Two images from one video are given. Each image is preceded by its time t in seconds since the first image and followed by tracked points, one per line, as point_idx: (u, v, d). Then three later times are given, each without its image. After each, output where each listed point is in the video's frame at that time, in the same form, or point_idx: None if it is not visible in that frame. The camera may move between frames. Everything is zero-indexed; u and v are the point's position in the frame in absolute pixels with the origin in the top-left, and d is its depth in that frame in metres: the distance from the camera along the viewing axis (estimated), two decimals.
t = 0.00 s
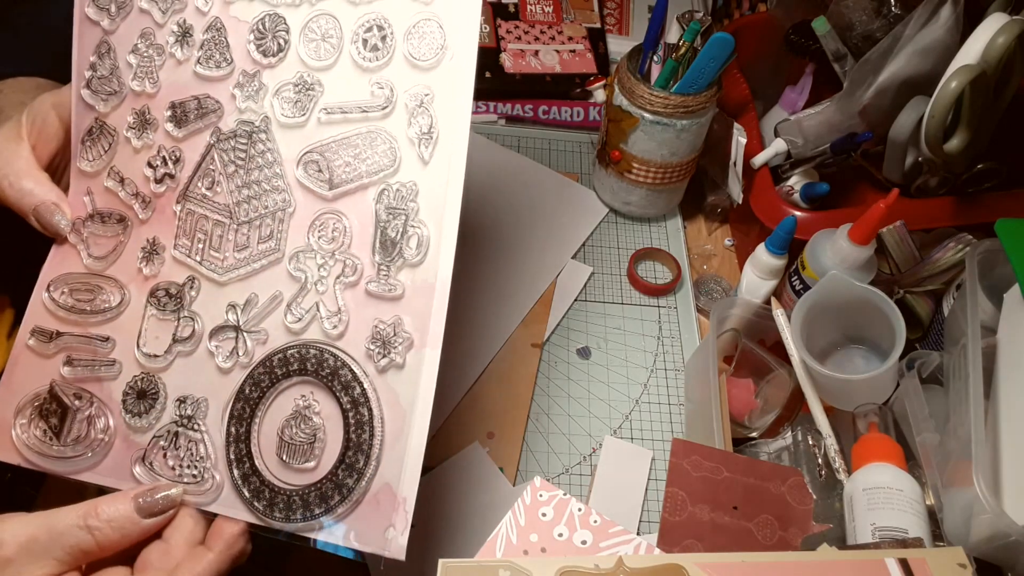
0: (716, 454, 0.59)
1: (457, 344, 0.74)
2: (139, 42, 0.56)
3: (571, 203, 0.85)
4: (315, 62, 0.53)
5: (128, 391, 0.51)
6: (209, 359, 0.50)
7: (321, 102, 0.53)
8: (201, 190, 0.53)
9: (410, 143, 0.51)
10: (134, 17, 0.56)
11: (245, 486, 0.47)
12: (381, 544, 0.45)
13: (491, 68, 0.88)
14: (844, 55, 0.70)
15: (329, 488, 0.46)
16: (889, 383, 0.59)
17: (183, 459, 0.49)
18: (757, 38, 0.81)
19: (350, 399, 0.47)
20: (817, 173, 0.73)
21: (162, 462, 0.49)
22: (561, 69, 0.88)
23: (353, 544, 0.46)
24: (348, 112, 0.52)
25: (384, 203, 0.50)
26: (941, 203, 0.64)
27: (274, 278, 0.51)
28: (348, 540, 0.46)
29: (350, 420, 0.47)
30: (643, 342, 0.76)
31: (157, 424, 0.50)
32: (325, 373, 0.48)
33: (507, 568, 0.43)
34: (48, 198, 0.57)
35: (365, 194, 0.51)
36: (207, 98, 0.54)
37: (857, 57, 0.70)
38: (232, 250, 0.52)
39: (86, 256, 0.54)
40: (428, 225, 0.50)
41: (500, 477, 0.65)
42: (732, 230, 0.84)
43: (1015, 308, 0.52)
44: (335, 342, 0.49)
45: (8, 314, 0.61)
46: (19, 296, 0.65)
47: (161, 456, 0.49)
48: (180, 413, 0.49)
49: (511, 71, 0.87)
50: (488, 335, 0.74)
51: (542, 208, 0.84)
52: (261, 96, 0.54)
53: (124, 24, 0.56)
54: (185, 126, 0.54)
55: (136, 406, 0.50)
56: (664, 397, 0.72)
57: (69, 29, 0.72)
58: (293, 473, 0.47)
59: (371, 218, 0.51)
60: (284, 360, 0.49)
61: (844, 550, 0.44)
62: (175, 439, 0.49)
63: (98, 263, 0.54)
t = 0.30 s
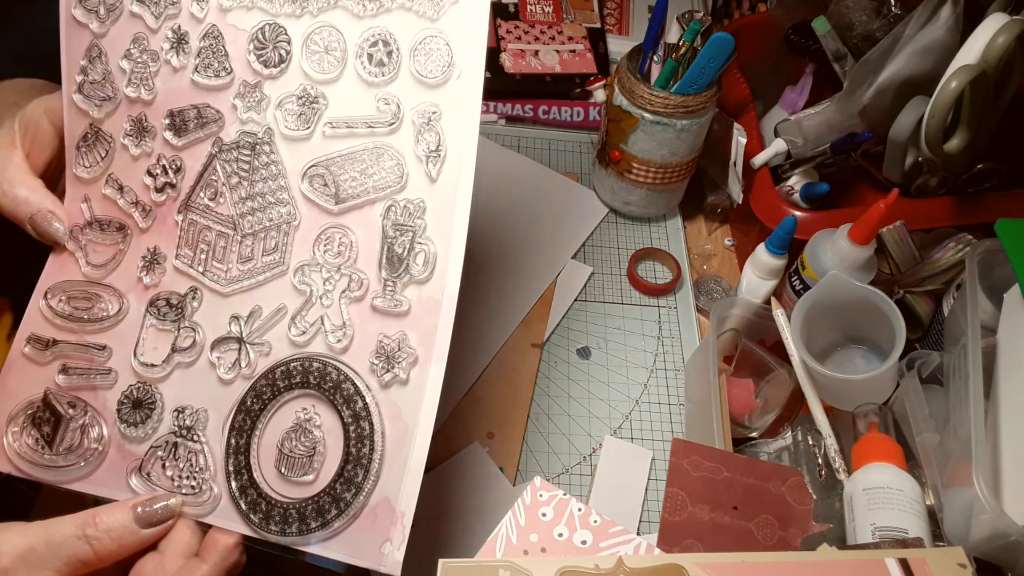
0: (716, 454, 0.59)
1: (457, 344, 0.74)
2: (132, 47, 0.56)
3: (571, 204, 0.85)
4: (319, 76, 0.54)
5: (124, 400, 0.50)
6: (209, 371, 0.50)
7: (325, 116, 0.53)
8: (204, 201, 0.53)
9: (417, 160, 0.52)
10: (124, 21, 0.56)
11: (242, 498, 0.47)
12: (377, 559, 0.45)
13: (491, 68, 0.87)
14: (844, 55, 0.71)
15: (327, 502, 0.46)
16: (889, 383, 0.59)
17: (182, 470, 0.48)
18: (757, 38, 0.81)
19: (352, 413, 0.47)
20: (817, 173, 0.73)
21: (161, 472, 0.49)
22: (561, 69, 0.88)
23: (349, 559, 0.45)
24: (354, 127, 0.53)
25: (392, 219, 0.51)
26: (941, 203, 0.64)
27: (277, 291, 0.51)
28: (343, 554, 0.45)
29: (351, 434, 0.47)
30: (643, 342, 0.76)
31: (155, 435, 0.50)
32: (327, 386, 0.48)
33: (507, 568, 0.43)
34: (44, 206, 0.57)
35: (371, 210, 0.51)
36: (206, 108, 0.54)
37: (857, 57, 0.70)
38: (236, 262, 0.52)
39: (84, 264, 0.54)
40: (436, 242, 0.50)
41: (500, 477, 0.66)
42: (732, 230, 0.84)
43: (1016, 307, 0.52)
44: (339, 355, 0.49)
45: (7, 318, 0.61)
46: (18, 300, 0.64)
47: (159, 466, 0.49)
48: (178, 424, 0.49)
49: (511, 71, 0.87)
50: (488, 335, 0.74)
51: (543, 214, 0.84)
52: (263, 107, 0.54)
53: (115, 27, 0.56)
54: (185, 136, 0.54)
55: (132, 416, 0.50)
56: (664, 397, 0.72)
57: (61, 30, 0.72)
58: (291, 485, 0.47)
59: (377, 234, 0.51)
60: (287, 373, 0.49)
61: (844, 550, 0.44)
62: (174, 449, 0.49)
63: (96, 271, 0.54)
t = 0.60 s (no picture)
0: (716, 454, 0.59)
1: (457, 344, 0.74)
2: (134, 46, 0.56)
3: (571, 204, 0.85)
4: (321, 74, 0.54)
5: (119, 394, 0.50)
6: (207, 365, 0.50)
7: (328, 113, 0.53)
8: (206, 198, 0.53)
9: (418, 157, 0.52)
10: (126, 20, 0.56)
11: (235, 491, 0.47)
12: (367, 552, 0.45)
13: (491, 68, 0.88)
14: (844, 55, 0.71)
15: (319, 495, 0.45)
16: (889, 383, 0.59)
17: (176, 464, 0.48)
18: (757, 38, 0.81)
19: (347, 406, 0.47)
20: (817, 173, 0.73)
21: (155, 466, 0.49)
22: (561, 69, 0.88)
23: (339, 553, 0.45)
24: (356, 124, 0.53)
25: (391, 215, 0.51)
26: (941, 203, 0.64)
27: (277, 286, 0.51)
28: (332, 548, 0.45)
29: (345, 427, 0.47)
30: (643, 342, 0.76)
31: (151, 428, 0.50)
32: (323, 380, 0.48)
33: (507, 568, 0.43)
34: (50, 205, 0.56)
35: (371, 206, 0.51)
36: (210, 106, 0.54)
37: (857, 57, 0.70)
38: (237, 258, 0.52)
39: (86, 260, 0.54)
40: (435, 237, 0.50)
41: (500, 477, 0.66)
42: (732, 230, 0.84)
43: (1016, 307, 0.52)
44: (336, 350, 0.49)
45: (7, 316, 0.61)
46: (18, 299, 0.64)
47: (153, 460, 0.49)
48: (174, 418, 0.49)
49: (511, 71, 0.87)
50: (488, 335, 0.74)
51: (544, 214, 0.84)
52: (267, 105, 0.54)
53: (117, 26, 0.56)
54: (188, 134, 0.54)
55: (127, 409, 0.50)
56: (664, 397, 0.72)
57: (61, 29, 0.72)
58: (284, 479, 0.46)
59: (377, 231, 0.51)
60: (284, 366, 0.49)
61: (844, 550, 0.44)
62: (169, 444, 0.49)
63: (98, 267, 0.54)
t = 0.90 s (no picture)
0: (716, 454, 0.59)
1: (457, 344, 0.74)
2: (132, 44, 0.56)
3: (571, 204, 0.85)
4: (317, 71, 0.54)
5: (121, 391, 0.50)
6: (206, 362, 0.50)
7: (324, 110, 0.53)
8: (203, 194, 0.54)
9: (414, 153, 0.52)
10: (125, 19, 0.56)
11: (236, 485, 0.47)
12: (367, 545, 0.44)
13: (491, 68, 0.88)
14: (844, 55, 0.71)
15: (319, 488, 0.45)
16: (889, 383, 0.59)
17: (179, 460, 0.48)
18: (757, 38, 0.81)
19: (346, 400, 0.47)
20: (817, 173, 0.73)
21: (158, 462, 0.49)
22: (561, 69, 0.88)
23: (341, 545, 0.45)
24: (352, 121, 0.53)
25: (387, 210, 0.51)
26: (941, 203, 0.64)
27: (275, 283, 0.51)
28: (333, 541, 0.45)
29: (344, 421, 0.46)
30: (643, 342, 0.76)
31: (153, 425, 0.49)
32: (322, 374, 0.48)
33: (507, 568, 0.43)
34: (46, 202, 0.56)
35: (369, 202, 0.51)
36: (206, 103, 0.54)
37: (857, 57, 0.70)
38: (235, 254, 0.52)
39: (84, 258, 0.54)
40: (431, 232, 0.50)
41: (500, 477, 0.66)
42: (732, 230, 0.84)
43: (1016, 307, 0.52)
44: (334, 345, 0.49)
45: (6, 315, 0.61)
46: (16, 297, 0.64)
47: (156, 456, 0.49)
48: (177, 414, 0.49)
49: (511, 71, 0.87)
50: (488, 335, 0.74)
51: (543, 214, 0.84)
52: (263, 103, 0.54)
53: (116, 24, 0.56)
54: (186, 131, 0.54)
55: (131, 406, 0.50)
56: (664, 397, 0.72)
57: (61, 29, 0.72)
58: (285, 473, 0.46)
59: (375, 227, 0.51)
60: (283, 362, 0.49)
61: (844, 550, 0.44)
62: (173, 439, 0.48)
63: (96, 265, 0.54)
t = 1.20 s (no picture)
0: (716, 454, 0.59)
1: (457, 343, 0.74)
2: (172, 30, 0.56)
3: (571, 203, 0.85)
4: (357, 72, 0.54)
5: (140, 365, 0.50)
6: (226, 339, 0.50)
7: (360, 109, 0.54)
8: (227, 178, 0.54)
9: (446, 155, 0.52)
10: (168, 7, 0.56)
11: (262, 461, 0.47)
12: (397, 518, 0.46)
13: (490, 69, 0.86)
14: (844, 55, 0.71)
15: (350, 465, 0.46)
16: (889, 383, 0.59)
17: (197, 434, 0.48)
18: (757, 38, 0.81)
19: (375, 382, 0.48)
20: (817, 174, 0.73)
21: (176, 437, 0.49)
22: (561, 69, 0.87)
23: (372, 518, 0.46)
24: (387, 120, 0.53)
25: (417, 207, 0.52)
26: (941, 203, 0.64)
27: (300, 268, 0.51)
28: (364, 515, 0.46)
29: (373, 402, 0.47)
30: (643, 342, 0.76)
31: (171, 400, 0.49)
32: (350, 357, 0.48)
33: (507, 568, 0.43)
34: (57, 171, 0.56)
35: (398, 196, 0.52)
36: (240, 92, 0.54)
37: (857, 57, 0.70)
38: (258, 238, 0.52)
39: (95, 232, 0.53)
40: (460, 229, 0.51)
41: (500, 476, 0.66)
42: (732, 230, 0.84)
43: (1016, 308, 0.52)
44: (360, 329, 0.50)
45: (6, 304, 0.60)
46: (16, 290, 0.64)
47: (173, 430, 0.49)
48: (195, 390, 0.49)
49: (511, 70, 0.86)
50: (489, 334, 0.74)
51: (543, 213, 0.84)
52: (298, 97, 0.54)
53: (159, 10, 0.56)
54: (215, 117, 0.54)
55: (148, 381, 0.49)
56: (664, 397, 0.72)
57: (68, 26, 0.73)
58: (312, 450, 0.47)
59: (402, 220, 0.52)
60: (309, 344, 0.49)
61: (844, 550, 0.44)
62: (190, 414, 0.49)
63: (107, 240, 0.53)
